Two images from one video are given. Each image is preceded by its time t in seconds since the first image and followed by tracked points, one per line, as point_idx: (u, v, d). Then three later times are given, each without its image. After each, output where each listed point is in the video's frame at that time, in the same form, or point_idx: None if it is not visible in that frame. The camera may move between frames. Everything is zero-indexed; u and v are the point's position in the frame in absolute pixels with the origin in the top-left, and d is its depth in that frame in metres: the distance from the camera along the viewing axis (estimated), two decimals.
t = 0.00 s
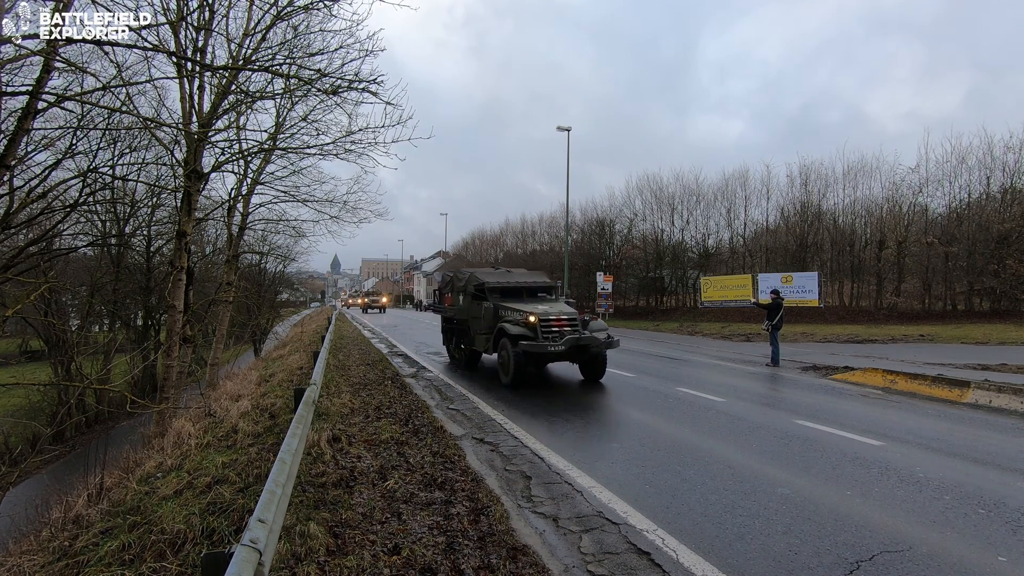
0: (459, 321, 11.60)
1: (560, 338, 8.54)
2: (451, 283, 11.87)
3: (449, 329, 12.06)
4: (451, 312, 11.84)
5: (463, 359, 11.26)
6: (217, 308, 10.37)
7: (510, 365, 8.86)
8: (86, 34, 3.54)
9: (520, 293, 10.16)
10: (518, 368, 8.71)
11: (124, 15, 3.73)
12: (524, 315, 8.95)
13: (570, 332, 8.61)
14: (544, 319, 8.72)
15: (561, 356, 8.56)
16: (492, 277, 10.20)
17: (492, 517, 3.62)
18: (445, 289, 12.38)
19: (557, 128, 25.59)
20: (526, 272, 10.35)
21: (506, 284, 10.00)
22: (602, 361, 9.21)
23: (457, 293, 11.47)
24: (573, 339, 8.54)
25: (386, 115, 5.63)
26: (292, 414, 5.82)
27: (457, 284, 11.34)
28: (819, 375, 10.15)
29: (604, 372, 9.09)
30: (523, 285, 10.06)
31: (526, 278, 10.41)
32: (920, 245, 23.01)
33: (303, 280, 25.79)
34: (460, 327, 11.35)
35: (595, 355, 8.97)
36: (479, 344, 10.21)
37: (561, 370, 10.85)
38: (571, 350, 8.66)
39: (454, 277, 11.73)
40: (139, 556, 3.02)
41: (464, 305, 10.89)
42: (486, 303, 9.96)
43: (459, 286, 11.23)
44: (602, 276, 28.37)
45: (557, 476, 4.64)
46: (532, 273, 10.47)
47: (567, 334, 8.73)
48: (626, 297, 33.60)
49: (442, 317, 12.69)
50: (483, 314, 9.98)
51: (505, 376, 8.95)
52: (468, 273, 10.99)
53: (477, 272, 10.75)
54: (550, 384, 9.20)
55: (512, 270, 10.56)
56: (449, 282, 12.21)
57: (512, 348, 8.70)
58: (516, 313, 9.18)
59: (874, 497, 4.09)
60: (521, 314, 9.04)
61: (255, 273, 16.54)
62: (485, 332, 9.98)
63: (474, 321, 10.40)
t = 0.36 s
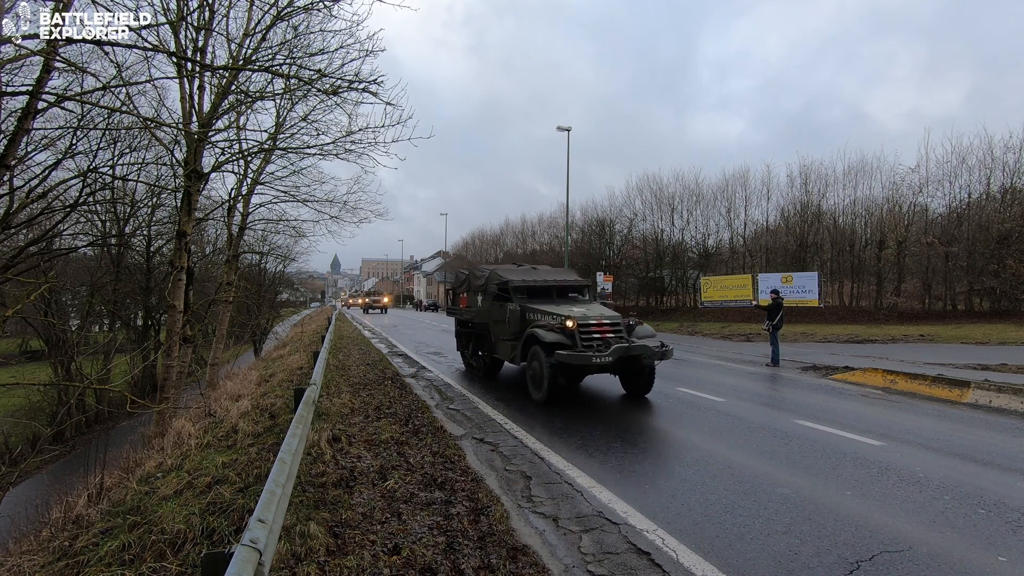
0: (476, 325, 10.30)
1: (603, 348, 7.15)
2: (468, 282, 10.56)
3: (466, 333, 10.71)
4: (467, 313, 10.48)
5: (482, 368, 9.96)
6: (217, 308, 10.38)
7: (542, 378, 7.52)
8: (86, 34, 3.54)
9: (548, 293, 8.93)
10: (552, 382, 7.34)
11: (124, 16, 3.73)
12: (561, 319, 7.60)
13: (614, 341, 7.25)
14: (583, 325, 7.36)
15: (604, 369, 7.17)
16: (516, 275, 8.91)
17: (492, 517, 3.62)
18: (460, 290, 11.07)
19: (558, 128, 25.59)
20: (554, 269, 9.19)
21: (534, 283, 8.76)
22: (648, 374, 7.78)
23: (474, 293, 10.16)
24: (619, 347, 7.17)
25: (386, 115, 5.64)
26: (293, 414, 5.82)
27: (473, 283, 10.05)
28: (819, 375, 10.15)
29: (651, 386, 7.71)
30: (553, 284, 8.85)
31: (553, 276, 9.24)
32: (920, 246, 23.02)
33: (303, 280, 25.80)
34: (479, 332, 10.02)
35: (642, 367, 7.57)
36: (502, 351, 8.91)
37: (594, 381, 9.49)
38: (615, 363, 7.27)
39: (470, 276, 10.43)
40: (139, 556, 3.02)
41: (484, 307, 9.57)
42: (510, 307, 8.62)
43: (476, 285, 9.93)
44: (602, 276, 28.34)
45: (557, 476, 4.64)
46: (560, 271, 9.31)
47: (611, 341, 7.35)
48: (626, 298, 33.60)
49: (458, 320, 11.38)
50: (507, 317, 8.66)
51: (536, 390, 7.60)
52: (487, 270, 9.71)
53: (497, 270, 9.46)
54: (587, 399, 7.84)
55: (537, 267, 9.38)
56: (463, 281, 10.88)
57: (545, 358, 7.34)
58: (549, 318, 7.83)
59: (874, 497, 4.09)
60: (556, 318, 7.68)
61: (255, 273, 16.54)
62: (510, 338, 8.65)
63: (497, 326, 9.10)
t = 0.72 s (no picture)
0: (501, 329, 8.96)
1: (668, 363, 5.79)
2: (490, 280, 9.25)
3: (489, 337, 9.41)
4: (490, 315, 9.17)
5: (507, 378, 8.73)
6: (217, 308, 10.38)
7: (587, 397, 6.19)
8: (86, 34, 3.54)
9: (588, 294, 7.65)
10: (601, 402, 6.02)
11: (124, 16, 3.73)
12: (611, 325, 6.28)
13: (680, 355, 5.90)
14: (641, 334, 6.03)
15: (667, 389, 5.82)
16: (551, 273, 7.62)
17: (492, 517, 3.61)
18: (480, 288, 9.83)
19: (558, 128, 25.59)
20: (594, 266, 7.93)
21: (573, 282, 7.49)
22: (715, 393, 6.39)
23: (497, 292, 8.86)
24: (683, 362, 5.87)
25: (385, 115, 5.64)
26: (293, 414, 5.82)
27: (498, 281, 8.77)
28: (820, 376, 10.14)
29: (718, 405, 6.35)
30: (595, 283, 7.57)
31: (593, 275, 7.97)
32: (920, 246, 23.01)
33: (303, 280, 25.80)
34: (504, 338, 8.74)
35: (711, 384, 6.21)
36: (534, 361, 7.58)
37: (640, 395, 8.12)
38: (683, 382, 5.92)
39: (493, 272, 9.13)
40: (139, 556, 3.02)
41: (510, 308, 8.29)
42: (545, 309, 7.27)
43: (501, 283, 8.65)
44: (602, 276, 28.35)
45: (557, 476, 4.64)
46: (600, 268, 8.01)
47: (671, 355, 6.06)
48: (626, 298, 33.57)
49: (478, 323, 10.13)
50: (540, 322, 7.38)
51: (579, 410, 6.32)
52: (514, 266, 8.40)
53: (527, 264, 8.14)
54: (636, 419, 6.60)
55: (573, 263, 8.11)
56: (485, 277, 9.63)
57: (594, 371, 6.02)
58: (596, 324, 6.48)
59: (874, 497, 4.09)
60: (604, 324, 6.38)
61: (255, 273, 16.54)
62: (544, 345, 7.39)
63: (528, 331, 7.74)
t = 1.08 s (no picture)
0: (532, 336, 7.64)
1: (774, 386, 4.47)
2: (517, 278, 7.99)
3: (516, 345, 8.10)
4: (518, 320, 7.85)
5: (539, 394, 7.40)
6: (217, 308, 10.39)
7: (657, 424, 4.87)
8: (86, 34, 3.54)
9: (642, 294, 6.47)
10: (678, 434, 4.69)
11: (124, 15, 3.73)
12: (687, 333, 5.01)
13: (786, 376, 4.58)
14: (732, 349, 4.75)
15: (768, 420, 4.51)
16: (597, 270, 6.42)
17: (492, 517, 3.61)
18: (504, 288, 8.55)
19: (557, 127, 25.60)
20: (645, 261, 6.79)
21: (628, 280, 6.30)
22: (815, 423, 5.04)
23: (527, 294, 7.56)
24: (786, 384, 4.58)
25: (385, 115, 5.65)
26: (293, 414, 5.82)
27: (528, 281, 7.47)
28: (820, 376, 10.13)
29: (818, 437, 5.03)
30: (652, 281, 6.39)
31: (644, 272, 6.83)
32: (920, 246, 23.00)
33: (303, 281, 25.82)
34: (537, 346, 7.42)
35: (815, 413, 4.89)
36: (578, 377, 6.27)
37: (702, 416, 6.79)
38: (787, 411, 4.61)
39: (520, 270, 7.85)
40: (139, 556, 3.02)
41: (545, 313, 7.01)
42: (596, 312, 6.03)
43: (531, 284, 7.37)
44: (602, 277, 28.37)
45: (557, 476, 4.64)
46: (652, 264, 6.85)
47: (769, 375, 4.77)
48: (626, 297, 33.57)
49: (502, 329, 8.81)
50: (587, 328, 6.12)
51: (648, 444, 4.95)
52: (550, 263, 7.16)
53: (566, 260, 6.87)
54: (712, 451, 5.29)
55: (619, 258, 6.95)
56: (509, 276, 8.33)
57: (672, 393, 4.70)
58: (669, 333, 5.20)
59: (874, 498, 4.08)
60: (677, 332, 5.11)
61: (255, 273, 16.54)
62: (591, 357, 6.11)
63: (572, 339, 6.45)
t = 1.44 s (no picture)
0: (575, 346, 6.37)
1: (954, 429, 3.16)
2: (551, 276, 6.73)
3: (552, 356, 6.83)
4: (552, 328, 6.57)
5: (582, 415, 6.13)
6: (217, 308, 10.39)
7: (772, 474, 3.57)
8: (86, 34, 3.55)
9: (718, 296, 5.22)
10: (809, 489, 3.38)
11: (124, 15, 3.73)
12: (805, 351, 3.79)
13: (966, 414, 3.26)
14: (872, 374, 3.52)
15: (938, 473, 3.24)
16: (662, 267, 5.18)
17: (492, 517, 3.61)
18: (531, 287, 7.31)
19: (557, 127, 25.59)
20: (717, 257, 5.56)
21: (703, 278, 5.07)
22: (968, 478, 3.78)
23: (567, 295, 6.31)
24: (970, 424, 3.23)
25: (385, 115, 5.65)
26: (293, 414, 5.82)
27: (569, 279, 6.22)
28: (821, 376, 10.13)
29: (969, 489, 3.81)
30: (731, 280, 5.14)
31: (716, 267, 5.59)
32: (920, 246, 23.00)
33: (303, 281, 25.84)
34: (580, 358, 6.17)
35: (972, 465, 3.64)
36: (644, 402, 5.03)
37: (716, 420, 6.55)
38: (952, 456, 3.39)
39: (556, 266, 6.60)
40: (139, 556, 3.02)
41: (592, 319, 5.77)
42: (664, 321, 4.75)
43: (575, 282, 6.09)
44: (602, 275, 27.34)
45: (557, 476, 4.63)
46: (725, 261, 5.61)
47: (932, 411, 3.35)
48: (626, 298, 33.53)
49: (531, 335, 7.51)
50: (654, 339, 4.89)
51: (757, 498, 3.66)
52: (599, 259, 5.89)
53: (619, 254, 5.65)
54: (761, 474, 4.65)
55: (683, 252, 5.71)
56: (541, 273, 7.06)
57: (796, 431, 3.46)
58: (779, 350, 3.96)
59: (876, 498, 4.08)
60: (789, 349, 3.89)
61: (255, 273, 16.54)
62: (659, 375, 4.86)
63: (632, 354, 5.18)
